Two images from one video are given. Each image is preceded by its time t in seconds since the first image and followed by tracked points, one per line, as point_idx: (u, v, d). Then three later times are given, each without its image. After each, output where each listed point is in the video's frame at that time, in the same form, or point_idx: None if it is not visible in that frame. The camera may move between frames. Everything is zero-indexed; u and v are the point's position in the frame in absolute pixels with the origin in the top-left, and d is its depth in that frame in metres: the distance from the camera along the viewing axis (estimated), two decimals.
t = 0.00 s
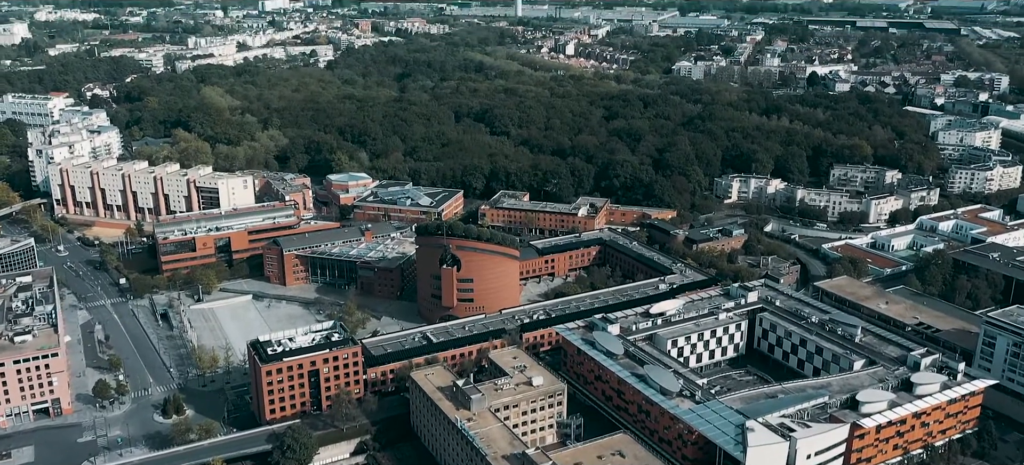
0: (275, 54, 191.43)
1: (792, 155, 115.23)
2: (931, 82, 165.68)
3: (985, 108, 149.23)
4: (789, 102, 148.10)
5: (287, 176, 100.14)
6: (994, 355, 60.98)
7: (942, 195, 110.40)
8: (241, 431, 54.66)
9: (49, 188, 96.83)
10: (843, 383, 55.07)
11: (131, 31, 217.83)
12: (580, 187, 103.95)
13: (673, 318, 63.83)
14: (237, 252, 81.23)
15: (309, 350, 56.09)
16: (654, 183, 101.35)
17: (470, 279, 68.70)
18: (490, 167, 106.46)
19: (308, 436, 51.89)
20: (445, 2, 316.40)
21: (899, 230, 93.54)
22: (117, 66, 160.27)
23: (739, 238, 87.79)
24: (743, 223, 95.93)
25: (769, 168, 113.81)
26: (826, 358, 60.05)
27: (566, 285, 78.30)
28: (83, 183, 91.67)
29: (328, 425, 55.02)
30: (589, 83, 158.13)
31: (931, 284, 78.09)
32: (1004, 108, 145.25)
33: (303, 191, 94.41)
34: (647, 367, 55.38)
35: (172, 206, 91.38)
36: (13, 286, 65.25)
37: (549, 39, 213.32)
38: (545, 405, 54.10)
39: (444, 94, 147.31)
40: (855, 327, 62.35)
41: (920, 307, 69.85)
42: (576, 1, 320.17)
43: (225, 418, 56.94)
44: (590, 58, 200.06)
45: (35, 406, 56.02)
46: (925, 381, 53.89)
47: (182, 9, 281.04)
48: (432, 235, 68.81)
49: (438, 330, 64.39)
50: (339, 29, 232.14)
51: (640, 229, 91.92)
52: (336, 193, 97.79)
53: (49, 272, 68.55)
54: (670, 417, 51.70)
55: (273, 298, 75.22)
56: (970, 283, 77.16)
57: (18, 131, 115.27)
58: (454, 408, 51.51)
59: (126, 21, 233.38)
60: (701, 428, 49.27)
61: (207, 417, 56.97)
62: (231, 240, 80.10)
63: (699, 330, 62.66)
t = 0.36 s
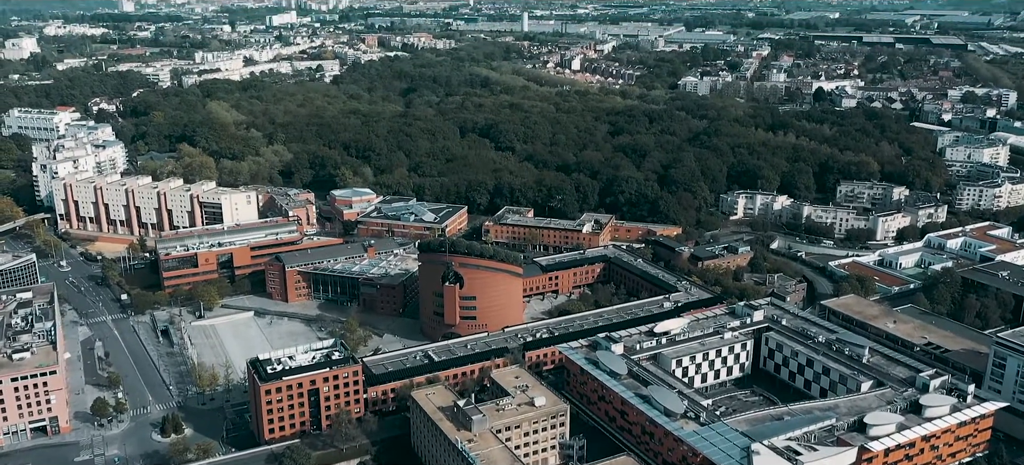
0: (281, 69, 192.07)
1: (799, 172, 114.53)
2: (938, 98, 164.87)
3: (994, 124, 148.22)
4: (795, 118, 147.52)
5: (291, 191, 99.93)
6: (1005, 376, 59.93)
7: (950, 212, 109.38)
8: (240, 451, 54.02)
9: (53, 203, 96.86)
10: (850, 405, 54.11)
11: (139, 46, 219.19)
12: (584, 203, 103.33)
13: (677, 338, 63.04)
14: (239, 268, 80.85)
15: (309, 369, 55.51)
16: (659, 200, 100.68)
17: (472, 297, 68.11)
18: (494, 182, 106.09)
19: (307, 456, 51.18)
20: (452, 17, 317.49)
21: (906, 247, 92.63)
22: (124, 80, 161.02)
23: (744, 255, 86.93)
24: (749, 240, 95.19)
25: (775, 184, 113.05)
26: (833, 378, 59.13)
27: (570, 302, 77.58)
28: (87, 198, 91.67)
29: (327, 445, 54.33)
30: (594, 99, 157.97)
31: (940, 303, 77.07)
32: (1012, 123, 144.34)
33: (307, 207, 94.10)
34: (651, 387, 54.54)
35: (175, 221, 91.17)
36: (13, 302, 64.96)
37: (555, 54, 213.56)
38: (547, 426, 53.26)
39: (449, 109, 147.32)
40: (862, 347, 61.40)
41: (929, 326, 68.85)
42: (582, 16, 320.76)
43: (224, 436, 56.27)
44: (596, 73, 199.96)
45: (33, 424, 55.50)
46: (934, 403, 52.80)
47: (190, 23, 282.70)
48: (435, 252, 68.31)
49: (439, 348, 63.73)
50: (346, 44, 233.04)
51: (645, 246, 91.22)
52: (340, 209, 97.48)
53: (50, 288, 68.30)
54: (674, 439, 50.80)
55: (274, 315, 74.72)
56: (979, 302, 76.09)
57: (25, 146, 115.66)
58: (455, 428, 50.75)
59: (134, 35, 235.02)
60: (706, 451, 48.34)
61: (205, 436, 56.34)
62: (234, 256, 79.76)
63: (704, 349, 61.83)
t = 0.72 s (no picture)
0: (284, 85, 192.55)
1: (801, 188, 114.00)
2: (941, 113, 164.54)
3: (997, 140, 147.77)
4: (797, 133, 147.16)
5: (291, 207, 99.58)
6: (1011, 397, 59.04)
7: (954, 229, 108.70)
8: None
9: (52, 219, 96.65)
10: (854, 426, 53.24)
11: (142, 61, 220.01)
12: (585, 219, 102.83)
13: (678, 356, 62.31)
14: (237, 285, 80.34)
15: (305, 388, 54.90)
16: (660, 216, 100.11)
17: (471, 315, 67.46)
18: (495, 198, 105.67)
19: None
20: (454, 33, 318.70)
21: (910, 264, 91.93)
22: (127, 95, 161.35)
23: (746, 272, 86.26)
24: (751, 258, 94.55)
25: (777, 200, 112.47)
26: (836, 399, 58.30)
27: (570, 320, 76.90)
28: (86, 214, 91.43)
29: None
30: (596, 114, 157.85)
31: (944, 322, 76.27)
32: (1015, 139, 143.88)
33: (307, 223, 93.68)
34: (652, 407, 53.77)
35: (174, 237, 90.78)
36: (8, 319, 64.50)
37: (557, 70, 213.81)
38: (546, 446, 52.49)
39: (450, 125, 147.20)
40: (866, 366, 60.55)
41: (933, 345, 68.02)
42: (584, 31, 321.46)
43: (219, 457, 55.53)
44: (598, 88, 200.03)
45: (26, 443, 54.78)
46: (940, 424, 51.81)
47: (193, 39, 283.78)
48: (434, 269, 67.71)
49: (438, 367, 63.07)
50: (348, 59, 233.73)
51: (646, 263, 90.60)
52: (340, 225, 97.07)
53: (46, 305, 67.83)
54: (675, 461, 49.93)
55: (272, 332, 74.13)
56: (984, 320, 75.28)
57: (25, 162, 115.67)
58: (452, 449, 50.02)
59: (137, 50, 235.90)
60: None
61: (200, 455, 55.63)
62: (232, 273, 79.29)
63: (706, 368, 61.10)
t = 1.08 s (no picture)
0: (283, 99, 192.75)
1: (801, 203, 113.53)
2: (940, 129, 164.33)
3: (996, 156, 147.43)
4: (796, 149, 146.92)
5: (288, 222, 99.15)
6: (1015, 416, 58.24)
7: (954, 244, 108.16)
8: None
9: (48, 234, 96.20)
10: (856, 446, 52.47)
11: (142, 76, 220.45)
12: (584, 234, 102.30)
13: (677, 375, 61.63)
14: (233, 301, 79.77)
15: (299, 407, 54.22)
16: (660, 231, 99.60)
17: (468, 332, 66.80)
18: (493, 214, 105.20)
19: None
20: (454, 48, 319.51)
21: (911, 280, 91.35)
22: (125, 110, 161.41)
23: (746, 288, 85.62)
24: (751, 274, 93.99)
25: (777, 215, 111.99)
26: (837, 418, 57.56)
27: (569, 337, 76.22)
28: (82, 230, 91.01)
29: None
30: (595, 129, 157.64)
31: (946, 339, 75.59)
32: (1015, 155, 143.57)
33: (304, 238, 93.20)
34: (650, 427, 53.02)
35: (170, 253, 90.29)
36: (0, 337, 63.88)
37: (557, 85, 213.99)
38: None
39: (449, 140, 147.02)
40: (867, 385, 59.82)
41: (936, 363, 67.29)
42: (584, 46, 322.06)
43: None
44: (597, 102, 200.01)
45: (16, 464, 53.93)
46: (942, 444, 51.04)
47: (193, 53, 284.47)
48: (431, 286, 67.13)
49: (435, 385, 62.36)
50: (348, 74, 234.24)
51: (645, 279, 90.02)
52: (337, 240, 96.59)
53: (39, 322, 67.25)
54: None
55: (268, 349, 73.48)
56: (986, 338, 74.59)
57: (23, 177, 115.36)
58: None
59: (137, 65, 236.63)
60: None
61: None
62: (228, 289, 78.76)
63: (705, 387, 60.38)
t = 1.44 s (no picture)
0: (282, 113, 192.77)
1: (800, 217, 113.02)
2: (939, 142, 164.05)
3: (996, 169, 147.01)
4: (796, 162, 146.61)
5: (285, 237, 98.68)
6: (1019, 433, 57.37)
7: (955, 258, 107.57)
8: None
9: (44, 248, 95.73)
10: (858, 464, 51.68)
11: (142, 90, 220.61)
12: (583, 248, 101.74)
13: (677, 392, 60.91)
14: (229, 317, 79.20)
15: (293, 425, 53.55)
16: (659, 245, 99.07)
17: (466, 348, 66.13)
18: (491, 228, 104.65)
19: None
20: (454, 61, 320.14)
21: (912, 295, 90.71)
22: (124, 124, 161.34)
23: (746, 303, 84.99)
24: (750, 288, 93.38)
25: (777, 230, 111.44)
26: (839, 436, 56.77)
27: (567, 353, 75.50)
28: (78, 244, 90.56)
29: None
30: (594, 143, 157.38)
31: (948, 355, 74.84)
32: (1015, 169, 143.23)
33: (301, 252, 92.66)
34: (649, 445, 52.27)
35: (166, 267, 89.78)
36: None
37: (556, 98, 214.11)
38: None
39: (447, 153, 146.74)
40: (869, 402, 59.04)
41: (938, 380, 66.51)
42: (584, 60, 322.78)
43: None
44: (596, 116, 199.85)
45: None
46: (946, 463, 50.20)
47: (193, 67, 285.07)
48: (428, 301, 66.56)
49: (432, 402, 61.61)
50: (348, 88, 234.53)
51: (644, 294, 89.38)
52: (334, 254, 96.05)
53: (33, 338, 66.68)
54: None
55: (264, 365, 72.83)
56: (989, 353, 73.86)
57: (20, 191, 114.98)
58: None
59: (138, 79, 236.93)
60: None
61: None
62: (223, 304, 78.21)
63: (705, 404, 59.66)
